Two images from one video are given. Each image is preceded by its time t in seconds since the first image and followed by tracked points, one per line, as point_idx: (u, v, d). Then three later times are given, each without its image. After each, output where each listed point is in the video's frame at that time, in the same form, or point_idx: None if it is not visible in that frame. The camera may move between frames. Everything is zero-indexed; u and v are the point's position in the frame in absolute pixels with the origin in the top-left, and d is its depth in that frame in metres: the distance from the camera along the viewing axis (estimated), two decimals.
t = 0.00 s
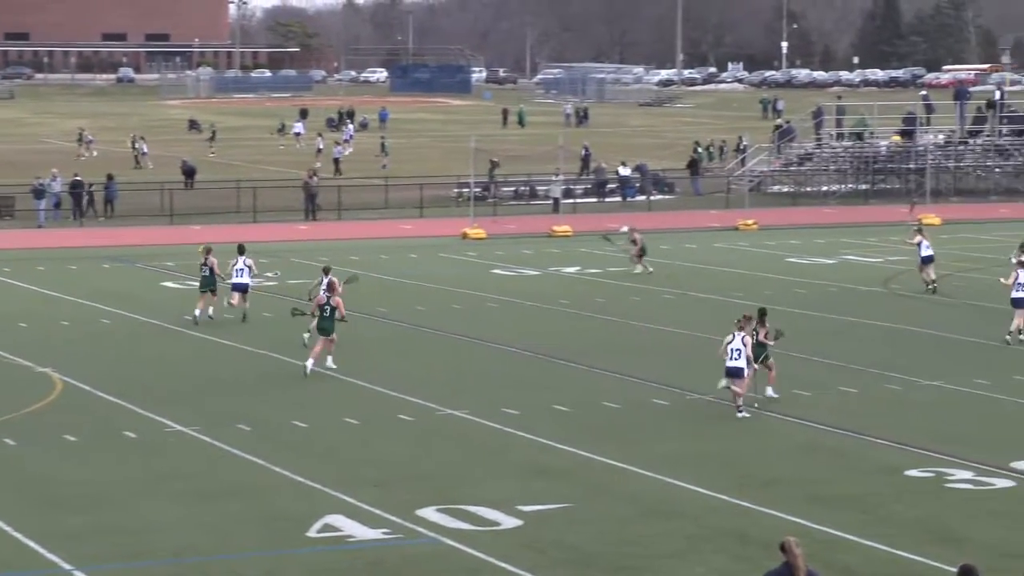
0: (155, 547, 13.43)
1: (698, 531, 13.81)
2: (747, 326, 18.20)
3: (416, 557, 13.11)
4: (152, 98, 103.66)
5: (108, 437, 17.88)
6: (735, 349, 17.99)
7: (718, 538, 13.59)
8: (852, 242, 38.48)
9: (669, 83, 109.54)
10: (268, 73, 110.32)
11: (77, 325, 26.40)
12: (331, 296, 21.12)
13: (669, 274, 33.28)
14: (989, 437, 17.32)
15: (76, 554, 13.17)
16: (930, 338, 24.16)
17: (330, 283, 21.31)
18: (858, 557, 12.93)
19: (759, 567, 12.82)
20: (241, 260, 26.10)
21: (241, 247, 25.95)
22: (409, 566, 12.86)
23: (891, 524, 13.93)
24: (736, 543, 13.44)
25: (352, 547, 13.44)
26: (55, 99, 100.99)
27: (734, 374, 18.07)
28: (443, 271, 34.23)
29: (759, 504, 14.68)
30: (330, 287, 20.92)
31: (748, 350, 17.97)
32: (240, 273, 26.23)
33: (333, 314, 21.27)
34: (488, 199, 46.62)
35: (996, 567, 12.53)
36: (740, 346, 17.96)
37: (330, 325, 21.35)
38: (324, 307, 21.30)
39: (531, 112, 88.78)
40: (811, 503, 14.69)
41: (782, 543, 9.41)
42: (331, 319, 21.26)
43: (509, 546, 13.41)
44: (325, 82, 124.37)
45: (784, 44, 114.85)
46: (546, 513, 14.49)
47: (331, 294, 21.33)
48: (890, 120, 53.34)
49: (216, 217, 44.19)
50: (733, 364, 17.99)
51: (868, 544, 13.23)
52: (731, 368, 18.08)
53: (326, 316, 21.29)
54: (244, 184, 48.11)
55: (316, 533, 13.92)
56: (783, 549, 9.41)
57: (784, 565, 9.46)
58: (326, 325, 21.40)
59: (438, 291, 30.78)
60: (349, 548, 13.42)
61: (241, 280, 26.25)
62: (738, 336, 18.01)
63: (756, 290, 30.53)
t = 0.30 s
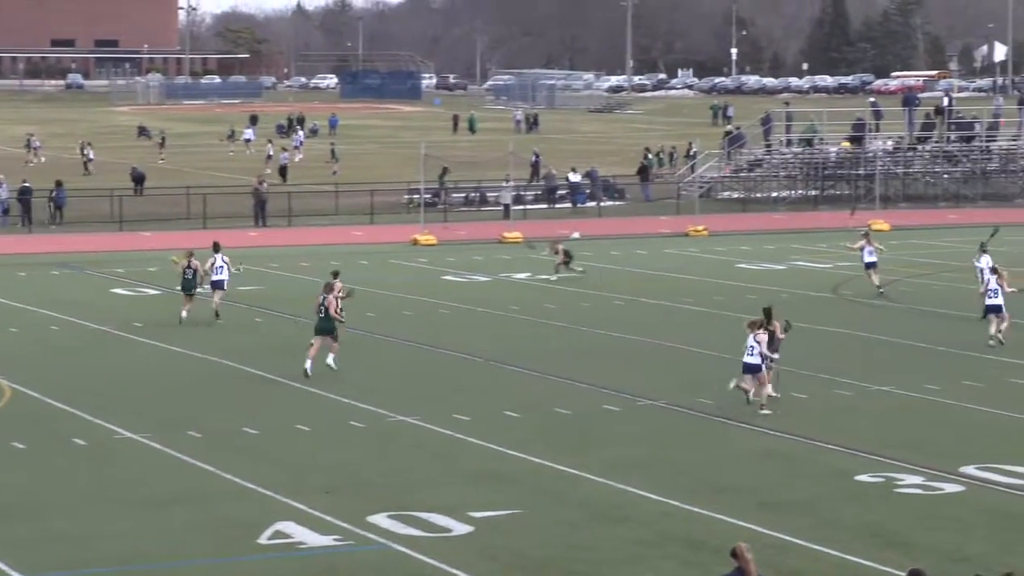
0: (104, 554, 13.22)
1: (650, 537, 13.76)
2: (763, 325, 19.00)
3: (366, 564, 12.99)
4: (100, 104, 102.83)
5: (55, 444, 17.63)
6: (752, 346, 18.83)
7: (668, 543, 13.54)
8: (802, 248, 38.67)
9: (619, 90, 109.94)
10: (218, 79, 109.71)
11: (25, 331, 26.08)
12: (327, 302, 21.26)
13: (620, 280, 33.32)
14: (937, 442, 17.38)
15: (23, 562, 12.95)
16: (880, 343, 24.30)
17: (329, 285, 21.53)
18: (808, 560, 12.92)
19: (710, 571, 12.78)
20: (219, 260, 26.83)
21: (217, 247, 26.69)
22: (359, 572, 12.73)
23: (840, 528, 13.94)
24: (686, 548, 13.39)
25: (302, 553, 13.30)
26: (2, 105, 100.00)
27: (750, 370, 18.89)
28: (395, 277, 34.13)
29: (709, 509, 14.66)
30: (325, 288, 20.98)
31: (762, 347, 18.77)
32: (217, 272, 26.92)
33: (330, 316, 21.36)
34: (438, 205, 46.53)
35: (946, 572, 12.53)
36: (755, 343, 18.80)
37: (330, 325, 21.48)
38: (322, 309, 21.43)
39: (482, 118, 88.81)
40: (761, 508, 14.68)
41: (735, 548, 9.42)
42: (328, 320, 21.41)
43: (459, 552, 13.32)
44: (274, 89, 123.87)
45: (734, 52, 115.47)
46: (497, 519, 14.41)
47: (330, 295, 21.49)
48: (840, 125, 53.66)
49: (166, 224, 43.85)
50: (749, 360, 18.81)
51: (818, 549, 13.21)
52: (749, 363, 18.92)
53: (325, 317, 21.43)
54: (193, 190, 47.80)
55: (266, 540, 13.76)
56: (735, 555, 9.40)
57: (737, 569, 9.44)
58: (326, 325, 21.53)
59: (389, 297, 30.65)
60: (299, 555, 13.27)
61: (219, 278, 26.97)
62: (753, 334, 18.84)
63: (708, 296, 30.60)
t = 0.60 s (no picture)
0: (54, 560, 13.10)
1: (601, 540, 13.77)
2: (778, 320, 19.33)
3: (318, 568, 12.95)
4: (49, 108, 101.90)
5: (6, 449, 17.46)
6: (769, 342, 19.13)
7: (620, 546, 13.57)
8: (752, 251, 38.91)
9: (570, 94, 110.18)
10: (169, 83, 109.05)
11: None
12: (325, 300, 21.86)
13: (572, 283, 33.38)
14: (885, 442, 17.53)
15: None
16: (830, 345, 24.45)
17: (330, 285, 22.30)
18: (759, 561, 12.99)
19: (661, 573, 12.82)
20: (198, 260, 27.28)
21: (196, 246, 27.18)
22: None
23: (789, 530, 14.00)
24: (638, 551, 13.43)
25: (253, 558, 13.25)
26: None
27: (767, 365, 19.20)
28: (346, 280, 34.02)
29: (657, 512, 14.72)
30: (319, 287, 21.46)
31: (781, 343, 19.12)
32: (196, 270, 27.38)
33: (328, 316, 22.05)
34: (389, 209, 46.42)
35: (894, 573, 12.64)
36: (773, 339, 19.11)
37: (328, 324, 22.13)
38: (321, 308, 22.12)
39: (434, 121, 88.77)
40: (710, 511, 14.73)
41: (686, 550, 9.49)
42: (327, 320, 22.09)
43: (412, 555, 13.31)
44: (225, 92, 123.25)
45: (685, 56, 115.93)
46: (449, 522, 14.40)
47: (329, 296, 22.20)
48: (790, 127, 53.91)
49: (117, 228, 43.49)
50: (766, 355, 19.13)
51: (769, 552, 13.28)
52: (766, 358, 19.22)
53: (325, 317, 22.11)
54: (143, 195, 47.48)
55: (218, 544, 13.70)
56: (686, 557, 9.46)
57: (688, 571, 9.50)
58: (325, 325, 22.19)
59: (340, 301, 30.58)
60: (250, 559, 13.22)
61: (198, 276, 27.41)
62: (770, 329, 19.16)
63: (659, 299, 30.71)
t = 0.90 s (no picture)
0: None
1: (547, 540, 13.75)
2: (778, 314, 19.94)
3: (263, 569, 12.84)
4: None
5: None
6: (772, 337, 19.80)
7: (567, 546, 13.56)
8: (699, 251, 39.08)
9: (516, 94, 110.32)
10: (113, 84, 108.19)
11: None
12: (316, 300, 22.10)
13: (519, 284, 33.37)
14: (829, 442, 17.63)
15: None
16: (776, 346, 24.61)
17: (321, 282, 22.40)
18: (705, 561, 13.01)
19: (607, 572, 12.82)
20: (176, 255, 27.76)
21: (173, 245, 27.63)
22: None
23: (735, 530, 14.03)
24: (585, 551, 13.41)
25: (198, 559, 13.12)
26: None
27: (772, 358, 19.88)
28: (291, 282, 33.84)
29: (604, 511, 14.72)
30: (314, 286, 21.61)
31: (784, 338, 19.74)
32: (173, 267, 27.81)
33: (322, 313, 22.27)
34: (335, 210, 46.31)
35: (840, 572, 12.69)
36: (774, 334, 19.76)
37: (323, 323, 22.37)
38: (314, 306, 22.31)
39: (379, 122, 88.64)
40: (657, 510, 14.74)
41: (631, 551, 9.46)
42: (320, 317, 22.32)
43: (358, 557, 13.22)
44: (169, 93, 122.38)
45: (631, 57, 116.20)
46: (395, 522, 14.33)
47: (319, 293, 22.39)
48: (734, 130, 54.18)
49: (61, 229, 43.08)
50: (770, 349, 19.80)
51: (715, 552, 13.31)
52: (770, 352, 19.87)
53: (318, 314, 22.34)
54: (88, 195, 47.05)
55: (163, 546, 13.56)
56: (633, 556, 9.45)
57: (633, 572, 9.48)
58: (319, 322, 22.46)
59: (286, 302, 30.42)
60: (195, 560, 13.09)
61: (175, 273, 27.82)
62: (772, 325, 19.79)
63: (606, 299, 30.76)
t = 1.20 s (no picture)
0: None
1: (503, 541, 13.85)
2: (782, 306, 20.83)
3: (220, 570, 12.88)
4: None
5: None
6: (785, 327, 20.60)
7: (524, 546, 13.66)
8: (655, 252, 39.33)
9: (471, 94, 110.49)
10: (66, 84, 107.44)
11: None
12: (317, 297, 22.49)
13: (475, 284, 33.47)
14: (784, 442, 17.84)
15: None
16: (734, 346, 24.85)
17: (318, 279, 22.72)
18: (660, 561, 13.15)
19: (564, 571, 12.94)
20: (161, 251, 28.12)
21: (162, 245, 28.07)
22: None
23: (691, 530, 14.18)
24: (542, 551, 13.51)
25: (156, 561, 13.14)
26: None
27: (784, 349, 20.60)
28: (247, 282, 33.79)
29: (561, 512, 14.84)
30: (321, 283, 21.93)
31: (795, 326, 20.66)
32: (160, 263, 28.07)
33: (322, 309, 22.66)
34: (290, 211, 46.29)
35: (795, 572, 12.83)
36: (788, 324, 20.59)
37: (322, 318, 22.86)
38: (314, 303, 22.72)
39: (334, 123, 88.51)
40: (614, 510, 14.87)
41: (589, 552, 9.56)
42: (320, 314, 22.74)
43: (316, 558, 13.27)
44: (124, 93, 121.66)
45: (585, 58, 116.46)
46: (353, 524, 14.39)
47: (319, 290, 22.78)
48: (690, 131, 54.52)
49: (16, 230, 42.83)
50: (784, 340, 20.56)
51: (671, 552, 13.44)
52: (781, 343, 20.62)
53: (318, 310, 22.77)
54: (44, 196, 46.78)
55: (120, 547, 13.58)
56: (588, 557, 9.55)
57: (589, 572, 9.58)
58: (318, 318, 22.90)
59: (243, 303, 30.42)
60: (151, 563, 13.11)
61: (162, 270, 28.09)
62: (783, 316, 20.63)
63: (562, 300, 30.92)
